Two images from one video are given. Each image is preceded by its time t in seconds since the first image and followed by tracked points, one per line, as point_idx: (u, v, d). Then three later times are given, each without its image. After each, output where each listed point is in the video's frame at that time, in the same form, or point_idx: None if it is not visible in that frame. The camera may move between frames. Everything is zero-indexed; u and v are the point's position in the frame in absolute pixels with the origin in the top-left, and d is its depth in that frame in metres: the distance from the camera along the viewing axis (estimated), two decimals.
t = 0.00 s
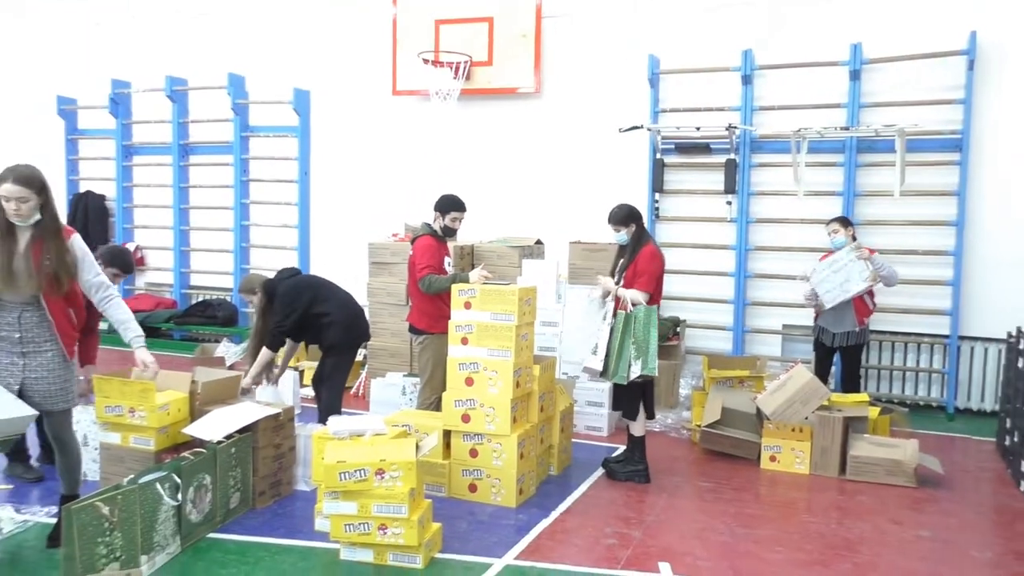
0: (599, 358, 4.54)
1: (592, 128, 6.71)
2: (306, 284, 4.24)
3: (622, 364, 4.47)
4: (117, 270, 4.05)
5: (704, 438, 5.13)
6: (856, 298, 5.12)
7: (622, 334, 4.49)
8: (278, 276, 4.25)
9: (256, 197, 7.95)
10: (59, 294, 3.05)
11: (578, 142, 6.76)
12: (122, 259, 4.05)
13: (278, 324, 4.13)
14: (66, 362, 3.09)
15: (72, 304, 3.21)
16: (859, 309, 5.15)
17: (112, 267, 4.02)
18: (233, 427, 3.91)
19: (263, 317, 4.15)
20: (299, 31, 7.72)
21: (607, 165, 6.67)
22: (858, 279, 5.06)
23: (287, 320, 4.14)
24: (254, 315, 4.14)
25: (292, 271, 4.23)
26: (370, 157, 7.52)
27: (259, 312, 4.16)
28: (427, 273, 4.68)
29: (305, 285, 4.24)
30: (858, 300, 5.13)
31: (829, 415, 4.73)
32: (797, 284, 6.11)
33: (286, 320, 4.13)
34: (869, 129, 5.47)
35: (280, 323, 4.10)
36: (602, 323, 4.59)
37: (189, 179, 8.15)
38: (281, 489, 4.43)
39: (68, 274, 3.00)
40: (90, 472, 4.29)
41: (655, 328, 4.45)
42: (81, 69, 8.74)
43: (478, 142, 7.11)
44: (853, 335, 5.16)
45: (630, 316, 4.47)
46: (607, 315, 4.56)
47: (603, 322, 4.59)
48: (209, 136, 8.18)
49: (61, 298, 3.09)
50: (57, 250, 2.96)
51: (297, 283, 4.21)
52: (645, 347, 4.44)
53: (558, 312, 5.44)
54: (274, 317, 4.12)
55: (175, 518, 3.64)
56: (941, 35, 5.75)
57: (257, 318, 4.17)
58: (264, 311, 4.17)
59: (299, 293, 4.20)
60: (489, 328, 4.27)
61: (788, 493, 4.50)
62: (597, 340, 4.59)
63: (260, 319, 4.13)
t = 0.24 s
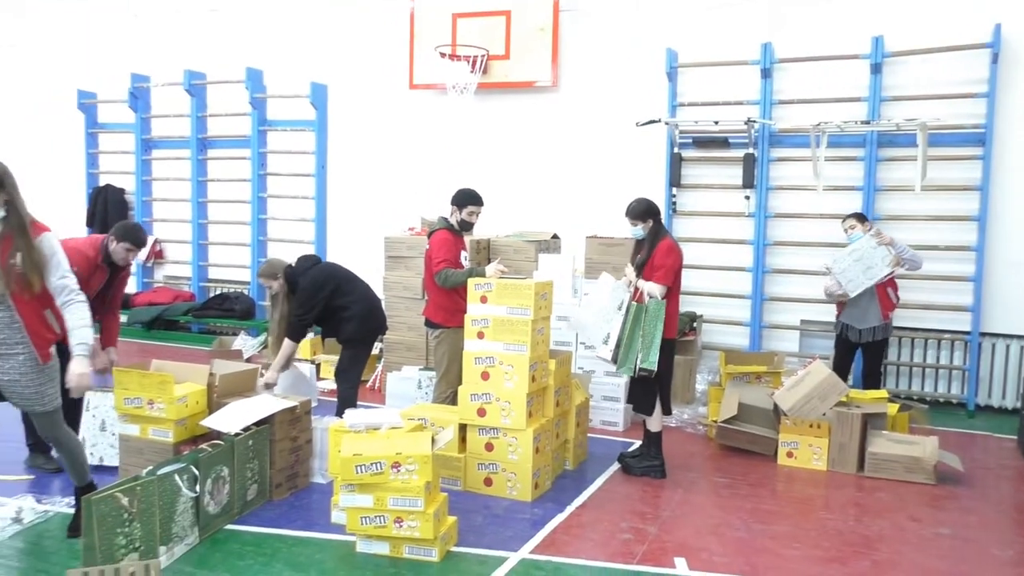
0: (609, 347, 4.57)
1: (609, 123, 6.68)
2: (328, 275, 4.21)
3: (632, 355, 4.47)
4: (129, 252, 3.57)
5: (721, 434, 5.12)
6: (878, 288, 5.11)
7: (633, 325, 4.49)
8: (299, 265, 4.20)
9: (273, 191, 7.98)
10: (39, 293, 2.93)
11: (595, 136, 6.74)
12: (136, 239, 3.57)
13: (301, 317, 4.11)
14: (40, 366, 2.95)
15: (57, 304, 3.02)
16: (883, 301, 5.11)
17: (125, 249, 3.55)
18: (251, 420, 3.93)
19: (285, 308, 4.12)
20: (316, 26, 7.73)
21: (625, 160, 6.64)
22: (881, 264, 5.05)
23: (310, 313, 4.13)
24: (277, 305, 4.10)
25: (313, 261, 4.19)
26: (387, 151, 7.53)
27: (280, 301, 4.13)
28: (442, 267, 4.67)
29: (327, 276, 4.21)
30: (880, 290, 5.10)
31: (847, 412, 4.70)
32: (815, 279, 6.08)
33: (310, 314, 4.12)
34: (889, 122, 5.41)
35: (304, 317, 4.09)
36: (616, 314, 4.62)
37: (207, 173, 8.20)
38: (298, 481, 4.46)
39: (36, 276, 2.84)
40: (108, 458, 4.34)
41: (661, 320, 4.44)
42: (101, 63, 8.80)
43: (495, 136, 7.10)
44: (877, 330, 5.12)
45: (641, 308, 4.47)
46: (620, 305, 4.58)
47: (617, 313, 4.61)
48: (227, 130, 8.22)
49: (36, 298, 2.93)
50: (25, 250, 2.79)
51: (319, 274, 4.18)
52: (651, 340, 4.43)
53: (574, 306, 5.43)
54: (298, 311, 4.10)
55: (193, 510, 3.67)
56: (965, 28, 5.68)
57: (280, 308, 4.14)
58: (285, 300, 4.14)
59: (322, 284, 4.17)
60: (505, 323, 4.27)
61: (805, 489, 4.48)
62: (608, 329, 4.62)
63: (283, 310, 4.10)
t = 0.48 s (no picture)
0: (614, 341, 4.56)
1: (620, 120, 6.67)
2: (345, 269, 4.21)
3: (636, 351, 4.46)
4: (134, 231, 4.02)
5: (730, 433, 5.10)
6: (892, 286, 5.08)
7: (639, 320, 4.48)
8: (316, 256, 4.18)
9: (284, 188, 8.00)
10: None
11: (606, 133, 6.72)
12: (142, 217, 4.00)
13: (320, 310, 4.14)
14: None
15: None
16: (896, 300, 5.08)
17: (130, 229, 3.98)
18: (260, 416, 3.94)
19: (302, 300, 4.12)
20: (328, 23, 7.74)
21: (636, 157, 6.62)
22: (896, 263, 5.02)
23: (327, 306, 4.15)
24: (293, 297, 4.08)
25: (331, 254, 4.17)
26: (397, 148, 7.54)
27: (295, 293, 4.11)
28: (452, 265, 4.66)
29: (345, 270, 4.21)
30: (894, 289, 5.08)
31: (857, 411, 4.68)
32: (826, 278, 6.05)
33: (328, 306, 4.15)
34: (902, 120, 5.38)
35: (324, 310, 4.12)
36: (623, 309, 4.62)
37: (218, 170, 8.22)
38: (307, 478, 4.46)
39: None
40: (106, 433, 4.32)
41: (667, 317, 4.43)
42: (113, 60, 8.84)
43: (505, 133, 7.10)
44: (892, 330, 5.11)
45: (648, 304, 4.46)
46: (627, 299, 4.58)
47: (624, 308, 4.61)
48: (238, 126, 8.24)
49: None
50: None
51: (337, 267, 4.17)
52: (657, 336, 4.43)
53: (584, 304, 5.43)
54: (319, 304, 4.12)
55: (203, 506, 3.68)
56: (980, 26, 5.64)
57: (294, 299, 4.11)
58: (300, 292, 4.12)
59: (340, 277, 4.17)
60: (514, 320, 4.26)
61: (815, 489, 4.46)
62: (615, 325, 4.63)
63: (301, 303, 4.10)
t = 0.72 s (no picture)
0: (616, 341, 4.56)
1: (625, 120, 6.66)
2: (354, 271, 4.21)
3: (638, 351, 4.45)
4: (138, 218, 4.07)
5: (735, 433, 5.10)
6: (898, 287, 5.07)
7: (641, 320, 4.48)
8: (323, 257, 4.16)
9: (289, 188, 8.01)
10: None
11: (611, 133, 6.72)
12: (144, 202, 4.06)
13: (329, 312, 4.14)
14: None
15: None
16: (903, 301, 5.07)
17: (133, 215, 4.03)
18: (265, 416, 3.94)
19: (310, 302, 4.11)
20: (341, 21, 7.71)
21: (640, 158, 6.62)
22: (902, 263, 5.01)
23: (336, 308, 4.14)
24: (300, 299, 4.07)
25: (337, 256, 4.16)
26: (403, 147, 7.54)
27: (302, 295, 4.10)
28: (458, 264, 4.66)
29: (353, 272, 4.20)
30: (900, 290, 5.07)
31: (863, 412, 4.67)
32: (832, 278, 6.04)
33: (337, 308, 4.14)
34: (909, 120, 5.37)
35: (334, 312, 4.13)
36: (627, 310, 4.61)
37: (224, 169, 8.23)
38: (313, 477, 4.47)
39: None
40: (104, 405, 4.27)
41: (669, 317, 4.41)
42: (120, 59, 8.86)
43: (510, 133, 7.10)
44: (899, 329, 5.09)
45: (650, 303, 4.46)
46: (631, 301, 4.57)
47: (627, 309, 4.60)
48: (244, 126, 8.25)
49: None
50: None
51: (346, 270, 4.17)
52: (657, 336, 4.42)
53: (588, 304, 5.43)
54: (328, 306, 4.11)
55: (209, 504, 3.69)
56: (988, 26, 5.62)
57: (302, 301, 4.10)
58: (307, 294, 4.11)
59: (348, 280, 4.17)
60: (519, 320, 4.26)
61: (821, 489, 4.45)
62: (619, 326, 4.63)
63: (309, 305, 4.09)
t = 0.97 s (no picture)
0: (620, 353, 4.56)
1: (631, 119, 6.65)
2: (357, 272, 4.20)
3: (643, 361, 4.44)
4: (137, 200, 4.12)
5: (741, 433, 5.09)
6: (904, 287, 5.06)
7: (641, 331, 4.46)
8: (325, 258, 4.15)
9: (295, 187, 8.02)
10: None
11: (617, 132, 6.71)
12: (142, 186, 4.12)
13: (333, 313, 4.13)
14: None
15: None
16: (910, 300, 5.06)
17: (131, 197, 4.11)
18: (271, 414, 3.95)
19: (314, 303, 4.12)
20: (347, 21, 7.71)
21: (646, 157, 6.61)
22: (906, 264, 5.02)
23: (341, 309, 4.14)
24: (305, 301, 4.09)
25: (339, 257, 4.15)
26: (408, 147, 7.55)
27: (306, 298, 4.11)
28: (464, 263, 4.64)
29: (356, 273, 4.19)
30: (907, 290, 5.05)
31: (870, 412, 4.66)
32: (839, 278, 6.02)
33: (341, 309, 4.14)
34: (916, 119, 5.36)
35: (337, 314, 4.12)
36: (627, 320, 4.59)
37: (230, 168, 8.24)
38: (318, 476, 4.48)
39: None
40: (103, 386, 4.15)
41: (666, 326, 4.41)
42: (126, 58, 8.88)
43: (515, 132, 7.10)
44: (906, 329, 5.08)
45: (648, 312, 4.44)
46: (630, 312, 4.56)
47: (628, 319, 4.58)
48: (250, 125, 8.26)
49: None
50: None
51: (349, 271, 4.16)
52: (659, 345, 4.41)
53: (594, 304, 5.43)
54: (332, 307, 4.11)
55: (215, 503, 3.70)
56: (996, 24, 5.60)
57: (306, 303, 4.12)
58: (311, 295, 4.11)
59: (352, 282, 4.16)
60: (525, 319, 4.26)
61: (828, 490, 4.44)
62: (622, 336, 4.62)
63: (313, 307, 4.10)
